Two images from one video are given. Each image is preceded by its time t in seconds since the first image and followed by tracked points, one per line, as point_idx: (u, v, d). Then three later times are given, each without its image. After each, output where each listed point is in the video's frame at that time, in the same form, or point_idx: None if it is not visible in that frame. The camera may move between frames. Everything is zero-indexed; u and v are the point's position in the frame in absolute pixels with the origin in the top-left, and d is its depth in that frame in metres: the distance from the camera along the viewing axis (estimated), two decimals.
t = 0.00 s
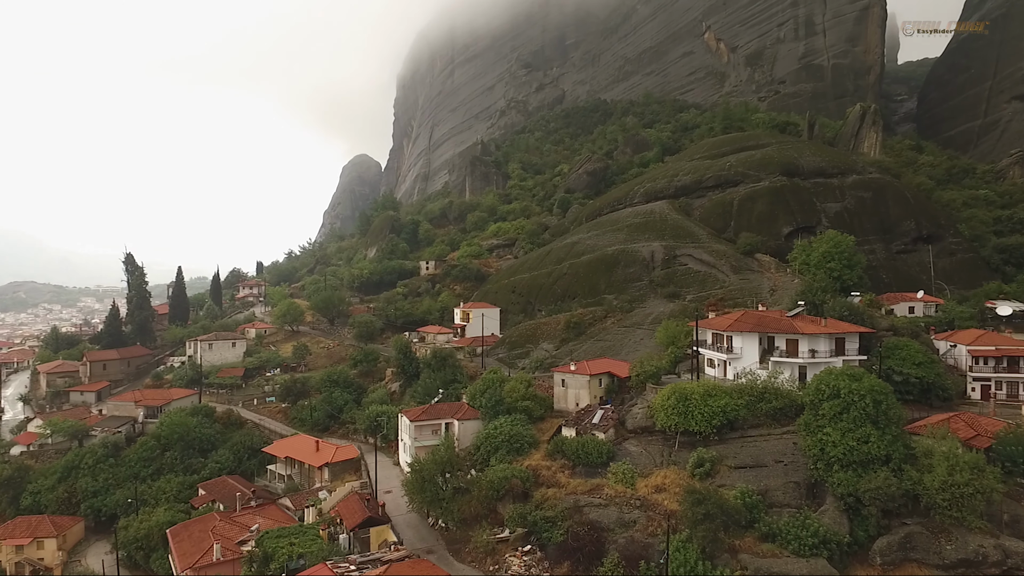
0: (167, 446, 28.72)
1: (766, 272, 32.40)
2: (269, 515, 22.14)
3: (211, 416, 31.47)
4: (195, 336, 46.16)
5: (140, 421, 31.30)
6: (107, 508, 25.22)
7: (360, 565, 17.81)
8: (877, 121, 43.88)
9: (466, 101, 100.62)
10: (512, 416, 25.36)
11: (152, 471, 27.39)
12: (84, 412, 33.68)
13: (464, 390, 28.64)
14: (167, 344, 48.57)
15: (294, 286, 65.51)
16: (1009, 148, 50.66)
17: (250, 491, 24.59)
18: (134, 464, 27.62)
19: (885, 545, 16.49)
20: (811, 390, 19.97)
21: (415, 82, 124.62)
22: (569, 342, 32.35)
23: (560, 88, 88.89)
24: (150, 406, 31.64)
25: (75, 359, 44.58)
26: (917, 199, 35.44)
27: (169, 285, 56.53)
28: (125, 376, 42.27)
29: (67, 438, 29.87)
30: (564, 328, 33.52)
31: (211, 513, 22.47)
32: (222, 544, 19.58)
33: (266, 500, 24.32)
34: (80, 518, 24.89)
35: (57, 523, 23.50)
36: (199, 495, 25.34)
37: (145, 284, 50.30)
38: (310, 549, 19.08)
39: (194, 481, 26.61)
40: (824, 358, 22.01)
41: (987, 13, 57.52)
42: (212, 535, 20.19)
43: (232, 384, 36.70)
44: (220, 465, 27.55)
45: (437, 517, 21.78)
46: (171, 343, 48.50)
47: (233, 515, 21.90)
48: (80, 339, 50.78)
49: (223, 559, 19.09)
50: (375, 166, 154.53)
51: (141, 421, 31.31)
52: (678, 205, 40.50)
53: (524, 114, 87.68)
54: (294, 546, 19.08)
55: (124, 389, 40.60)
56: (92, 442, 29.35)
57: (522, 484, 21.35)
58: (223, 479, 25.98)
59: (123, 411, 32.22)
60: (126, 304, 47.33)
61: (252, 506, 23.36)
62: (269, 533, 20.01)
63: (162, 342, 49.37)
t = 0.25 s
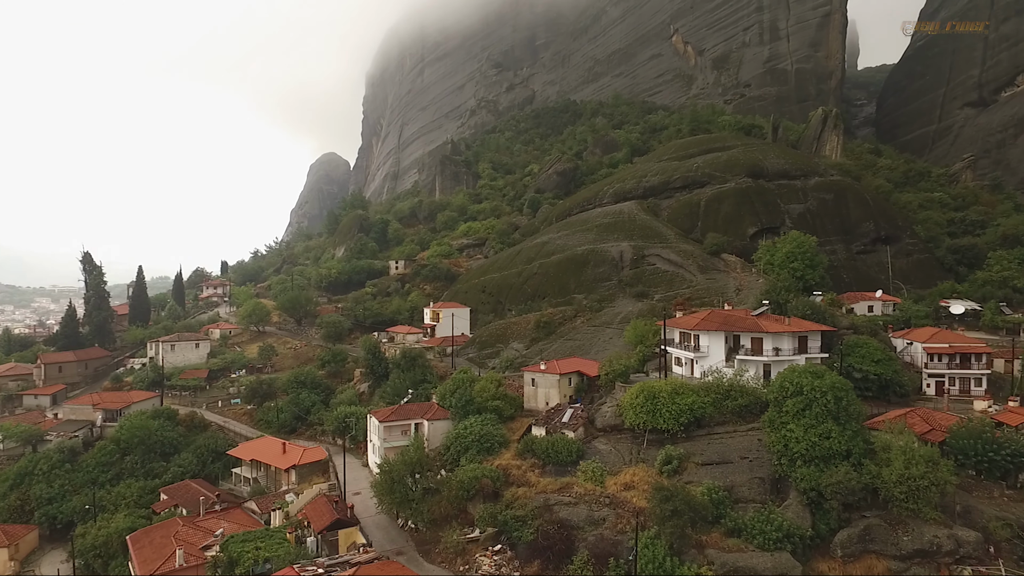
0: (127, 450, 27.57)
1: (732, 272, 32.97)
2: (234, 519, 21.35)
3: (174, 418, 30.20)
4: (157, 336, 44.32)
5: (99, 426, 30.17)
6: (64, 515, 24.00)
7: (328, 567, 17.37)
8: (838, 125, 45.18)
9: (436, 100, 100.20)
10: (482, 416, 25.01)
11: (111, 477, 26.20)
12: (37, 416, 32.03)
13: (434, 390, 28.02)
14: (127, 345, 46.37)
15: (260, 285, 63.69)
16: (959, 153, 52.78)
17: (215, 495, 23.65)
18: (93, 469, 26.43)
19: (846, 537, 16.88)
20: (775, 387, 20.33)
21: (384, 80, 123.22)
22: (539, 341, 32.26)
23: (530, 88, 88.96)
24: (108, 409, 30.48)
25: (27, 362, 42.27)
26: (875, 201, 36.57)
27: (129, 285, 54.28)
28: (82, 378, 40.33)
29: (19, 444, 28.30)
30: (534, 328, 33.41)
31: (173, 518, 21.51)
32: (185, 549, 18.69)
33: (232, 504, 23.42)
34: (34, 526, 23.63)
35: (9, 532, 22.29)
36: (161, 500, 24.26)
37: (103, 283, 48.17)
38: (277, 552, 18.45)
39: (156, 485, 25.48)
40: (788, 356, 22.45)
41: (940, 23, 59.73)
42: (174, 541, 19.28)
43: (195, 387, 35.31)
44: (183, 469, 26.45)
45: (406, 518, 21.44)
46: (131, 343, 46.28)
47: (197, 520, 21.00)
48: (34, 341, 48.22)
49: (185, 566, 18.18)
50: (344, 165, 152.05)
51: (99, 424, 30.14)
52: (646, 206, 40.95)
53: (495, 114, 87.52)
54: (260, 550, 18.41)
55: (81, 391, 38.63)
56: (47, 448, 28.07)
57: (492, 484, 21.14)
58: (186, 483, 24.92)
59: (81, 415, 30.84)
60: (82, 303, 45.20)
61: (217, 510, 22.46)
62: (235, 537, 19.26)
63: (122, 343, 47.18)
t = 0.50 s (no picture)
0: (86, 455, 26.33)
1: (699, 272, 33.43)
2: (198, 524, 20.38)
3: (135, 421, 28.90)
4: (118, 337, 42.36)
5: (55, 430, 28.86)
6: (16, 524, 22.72)
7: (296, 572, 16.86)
8: (802, 128, 46.34)
9: (405, 98, 99.31)
10: (452, 416, 24.53)
11: (68, 483, 24.96)
12: None
13: (404, 390, 27.32)
14: (84, 347, 44.13)
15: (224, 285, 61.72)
16: (915, 157, 54.75)
17: (178, 500, 22.59)
18: (50, 474, 25.24)
19: (809, 530, 17.23)
20: (741, 385, 20.63)
21: (353, 78, 121.41)
22: (509, 341, 32.08)
23: (500, 88, 88.79)
24: (64, 412, 29.06)
25: None
26: (837, 203, 37.59)
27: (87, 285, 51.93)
28: (37, 382, 38.29)
29: None
30: (504, 327, 33.19)
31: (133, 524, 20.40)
32: (146, 556, 17.60)
33: (196, 509, 22.39)
34: None
35: None
36: (121, 505, 23.06)
37: (59, 282, 45.92)
38: (243, 557, 17.68)
39: (116, 490, 24.29)
40: (753, 354, 22.85)
41: (897, 31, 61.72)
42: (134, 547, 18.14)
43: (157, 389, 33.89)
44: (144, 473, 25.30)
45: (375, 519, 21.05)
46: (89, 344, 43.94)
47: (158, 525, 19.91)
48: None
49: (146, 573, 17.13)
50: (311, 163, 149.11)
51: (55, 429, 28.81)
52: (615, 206, 41.27)
53: (465, 114, 87.10)
54: (225, 555, 17.52)
55: (36, 395, 36.60)
56: None
57: (462, 484, 20.89)
58: (148, 488, 23.73)
59: (35, 419, 29.34)
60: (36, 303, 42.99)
61: (180, 515, 21.42)
62: (199, 542, 18.29)
63: (79, 344, 44.87)
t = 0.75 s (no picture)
0: (43, 459, 25.11)
1: (669, 271, 33.79)
2: (161, 529, 19.56)
3: (96, 425, 27.67)
4: (78, 338, 40.50)
5: (10, 435, 27.46)
6: None
7: None
8: (768, 130, 47.36)
9: (375, 96, 98.06)
10: (423, 416, 24.04)
11: (24, 489, 23.75)
12: None
13: (375, 390, 26.70)
14: (42, 349, 42.11)
15: (188, 285, 59.73)
16: (875, 160, 56.54)
17: (141, 504, 21.64)
18: (5, 482, 24.03)
19: (775, 524, 17.54)
20: (710, 383, 20.87)
21: (322, 75, 119.35)
22: (481, 341, 31.81)
23: (472, 88, 88.44)
24: (19, 417, 27.59)
25: None
26: (802, 204, 38.49)
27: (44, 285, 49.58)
28: None
29: None
30: (476, 327, 32.92)
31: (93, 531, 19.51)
32: (107, 562, 16.70)
33: (160, 513, 21.49)
34: None
35: None
36: (81, 512, 22.00)
37: (14, 281, 43.69)
38: (210, 562, 16.65)
39: (76, 496, 23.16)
40: (721, 353, 23.14)
41: (859, 38, 63.59)
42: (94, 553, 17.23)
43: (119, 391, 32.52)
44: (106, 477, 24.20)
45: (345, 521, 20.59)
46: (47, 346, 42.02)
47: (120, 531, 19.04)
48: None
49: None
50: (278, 160, 145.94)
51: (10, 433, 27.42)
52: (585, 206, 41.46)
53: (436, 112, 86.51)
54: (191, 560, 16.60)
55: None
56: None
57: (434, 484, 20.61)
58: (109, 493, 22.65)
59: None
60: None
61: (143, 520, 20.53)
62: (164, 547, 17.41)
63: (37, 346, 42.73)
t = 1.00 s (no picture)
0: None
1: (642, 271, 34.14)
2: (125, 534, 19.11)
3: (56, 429, 26.91)
4: (36, 340, 39.31)
5: None
6: None
7: None
8: (737, 132, 48.19)
9: (348, 94, 97.15)
10: (396, 416, 23.91)
11: None
12: None
13: (347, 391, 26.46)
14: None
15: (154, 285, 58.34)
16: (841, 162, 57.83)
17: (104, 510, 21.10)
18: None
19: (744, 519, 17.85)
20: (681, 381, 21.11)
21: (293, 72, 117.73)
22: (454, 340, 31.74)
23: (445, 87, 88.30)
24: None
25: None
26: (771, 205, 39.22)
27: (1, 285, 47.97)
28: None
29: None
30: (449, 326, 32.84)
31: (53, 538, 18.96)
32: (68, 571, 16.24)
33: (124, 519, 21.00)
34: None
35: None
36: (40, 519, 21.38)
37: None
38: (176, 567, 16.31)
39: (34, 502, 22.51)
40: (692, 351, 23.47)
41: (826, 42, 65.07)
42: (55, 561, 16.76)
43: (80, 394, 31.65)
44: (66, 483, 23.56)
45: (317, 523, 20.36)
46: (3, 349, 40.69)
47: (82, 538, 18.55)
48: None
49: None
50: (249, 158, 143.62)
51: None
52: (559, 206, 41.65)
53: (409, 111, 86.12)
54: (156, 566, 16.25)
55: None
56: None
57: (407, 485, 20.50)
58: (70, 499, 22.05)
59: None
60: None
61: (105, 526, 20.03)
62: (128, 553, 17.00)
63: None
